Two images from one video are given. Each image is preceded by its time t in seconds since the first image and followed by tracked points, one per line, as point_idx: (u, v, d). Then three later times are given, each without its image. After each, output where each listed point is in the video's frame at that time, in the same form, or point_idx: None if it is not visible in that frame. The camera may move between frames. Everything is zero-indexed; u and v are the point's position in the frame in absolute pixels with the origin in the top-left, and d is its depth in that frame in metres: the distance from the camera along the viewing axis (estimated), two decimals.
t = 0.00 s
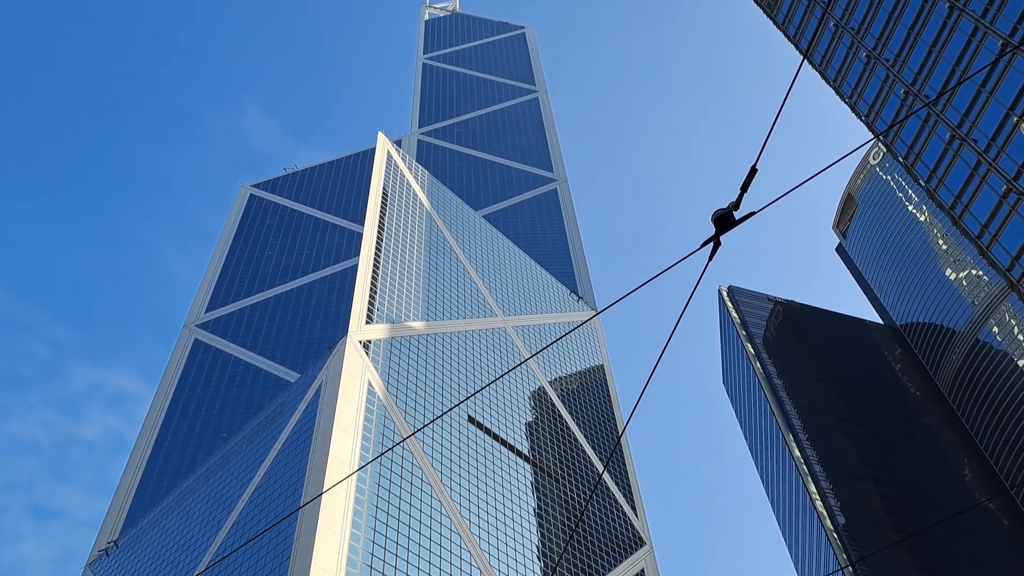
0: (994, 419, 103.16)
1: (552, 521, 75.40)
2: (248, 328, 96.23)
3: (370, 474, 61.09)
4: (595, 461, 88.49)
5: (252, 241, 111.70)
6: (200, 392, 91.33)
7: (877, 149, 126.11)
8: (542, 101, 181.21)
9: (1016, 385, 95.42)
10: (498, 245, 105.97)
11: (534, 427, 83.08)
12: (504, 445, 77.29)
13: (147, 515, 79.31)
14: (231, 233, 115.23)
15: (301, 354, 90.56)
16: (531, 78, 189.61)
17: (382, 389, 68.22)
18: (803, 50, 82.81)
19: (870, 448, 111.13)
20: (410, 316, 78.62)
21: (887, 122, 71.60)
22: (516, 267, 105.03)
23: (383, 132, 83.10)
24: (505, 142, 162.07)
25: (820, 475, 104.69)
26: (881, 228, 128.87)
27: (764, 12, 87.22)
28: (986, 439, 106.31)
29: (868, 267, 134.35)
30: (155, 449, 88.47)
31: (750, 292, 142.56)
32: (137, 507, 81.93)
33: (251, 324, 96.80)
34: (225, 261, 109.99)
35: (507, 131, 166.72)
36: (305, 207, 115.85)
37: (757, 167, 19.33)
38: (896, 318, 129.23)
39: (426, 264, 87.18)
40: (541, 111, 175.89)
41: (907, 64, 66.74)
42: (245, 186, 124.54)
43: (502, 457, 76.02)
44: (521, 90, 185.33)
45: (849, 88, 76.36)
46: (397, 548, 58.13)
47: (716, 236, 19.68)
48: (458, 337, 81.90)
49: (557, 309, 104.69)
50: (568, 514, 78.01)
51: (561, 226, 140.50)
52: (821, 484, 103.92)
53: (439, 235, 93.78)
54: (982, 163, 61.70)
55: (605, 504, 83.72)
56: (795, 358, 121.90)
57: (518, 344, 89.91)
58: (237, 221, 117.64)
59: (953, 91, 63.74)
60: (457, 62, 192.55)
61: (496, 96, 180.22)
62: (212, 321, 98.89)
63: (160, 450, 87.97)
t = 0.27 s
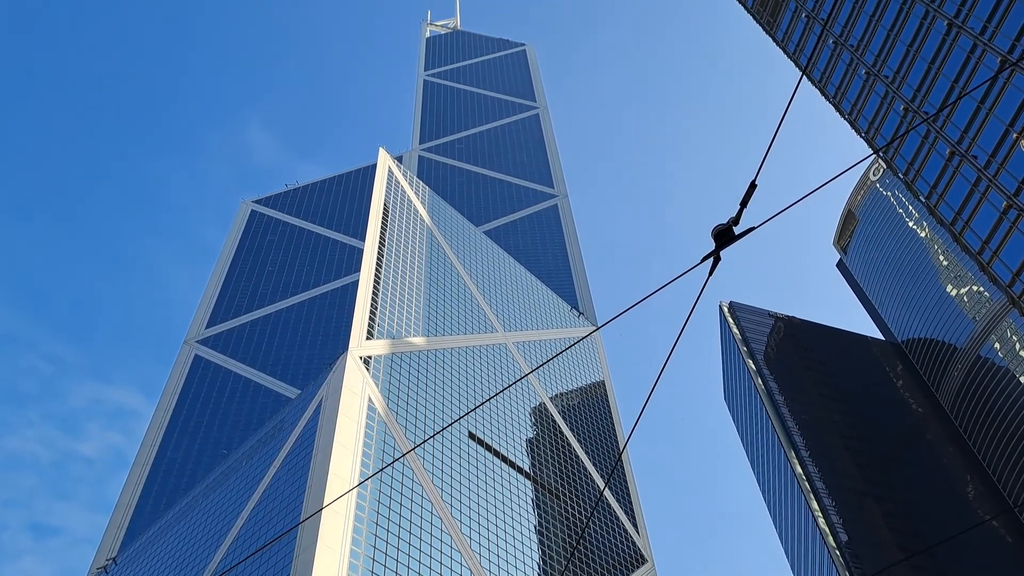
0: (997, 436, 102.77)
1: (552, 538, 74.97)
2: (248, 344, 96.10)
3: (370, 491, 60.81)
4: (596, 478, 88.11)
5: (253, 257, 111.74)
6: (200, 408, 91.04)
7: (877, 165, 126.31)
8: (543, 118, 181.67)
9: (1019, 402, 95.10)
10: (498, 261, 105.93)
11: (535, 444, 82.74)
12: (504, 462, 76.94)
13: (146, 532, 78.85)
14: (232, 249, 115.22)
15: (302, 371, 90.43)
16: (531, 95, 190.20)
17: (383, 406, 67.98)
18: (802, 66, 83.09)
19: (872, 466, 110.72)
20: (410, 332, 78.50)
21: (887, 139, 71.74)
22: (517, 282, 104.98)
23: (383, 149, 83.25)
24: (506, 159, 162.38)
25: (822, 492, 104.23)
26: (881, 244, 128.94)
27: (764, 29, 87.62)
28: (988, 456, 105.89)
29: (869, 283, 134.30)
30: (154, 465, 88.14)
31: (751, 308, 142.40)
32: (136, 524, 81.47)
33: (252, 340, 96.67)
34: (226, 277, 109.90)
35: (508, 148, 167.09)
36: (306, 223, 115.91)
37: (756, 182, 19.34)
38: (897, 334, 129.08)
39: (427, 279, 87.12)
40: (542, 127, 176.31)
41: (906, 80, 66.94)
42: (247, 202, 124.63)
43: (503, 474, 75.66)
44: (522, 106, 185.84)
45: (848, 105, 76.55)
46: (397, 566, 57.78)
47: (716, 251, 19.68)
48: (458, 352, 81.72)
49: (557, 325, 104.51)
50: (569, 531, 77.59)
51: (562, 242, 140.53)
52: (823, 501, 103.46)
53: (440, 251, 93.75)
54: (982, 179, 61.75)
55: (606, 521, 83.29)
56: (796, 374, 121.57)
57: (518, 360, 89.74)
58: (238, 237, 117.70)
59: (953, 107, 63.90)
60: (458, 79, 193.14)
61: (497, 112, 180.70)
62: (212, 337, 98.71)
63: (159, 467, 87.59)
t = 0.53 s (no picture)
0: (998, 445, 102.51)
1: (553, 546, 74.80)
2: (249, 351, 96.08)
3: (370, 499, 60.67)
4: (597, 486, 87.90)
5: (254, 264, 111.80)
6: (201, 416, 91.01)
7: (877, 173, 126.44)
8: (544, 126, 181.94)
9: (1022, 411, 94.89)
10: (499, 269, 105.91)
11: (536, 452, 82.60)
12: (505, 470, 76.79)
13: (146, 540, 78.76)
14: (233, 256, 115.31)
15: (301, 379, 90.34)
16: (532, 103, 190.51)
17: (383, 413, 67.90)
18: (803, 75, 83.24)
19: (874, 474, 110.45)
20: (411, 339, 78.48)
21: (887, 147, 71.82)
22: (518, 290, 104.95)
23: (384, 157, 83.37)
24: (507, 166, 162.57)
25: (823, 500, 104.04)
26: (882, 252, 129.00)
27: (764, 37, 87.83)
28: (989, 464, 105.72)
29: (869, 290, 134.28)
30: (154, 473, 88.04)
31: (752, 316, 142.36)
32: (136, 532, 81.38)
33: (252, 347, 96.66)
34: (227, 284, 109.96)
35: (509, 156, 167.27)
36: (307, 231, 116.02)
37: (757, 192, 19.31)
38: (898, 341, 129.01)
39: (427, 287, 87.12)
40: (543, 135, 176.59)
41: (907, 89, 67.05)
42: (248, 209, 124.80)
43: (503, 482, 75.50)
44: (523, 114, 186.13)
45: (849, 113, 76.65)
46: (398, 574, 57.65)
47: (717, 260, 19.70)
48: (459, 360, 81.66)
49: (558, 333, 104.44)
50: (570, 540, 77.37)
51: (563, 250, 140.59)
52: (824, 509, 103.24)
53: (441, 258, 93.76)
54: (982, 187, 61.78)
55: (607, 529, 83.11)
56: (797, 382, 121.41)
57: (519, 368, 89.67)
58: (239, 244, 117.77)
59: (953, 115, 63.99)
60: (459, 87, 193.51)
61: (498, 120, 180.99)
62: (213, 344, 98.71)
63: (160, 475, 87.52)
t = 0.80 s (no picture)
0: (999, 447, 102.55)
1: (553, 548, 74.82)
2: (249, 353, 96.09)
3: (370, 500, 60.71)
4: (597, 488, 87.89)
5: (254, 266, 111.81)
6: (201, 417, 91.01)
7: (878, 175, 126.44)
8: (545, 128, 181.98)
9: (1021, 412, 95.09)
10: (500, 270, 105.96)
11: (536, 453, 82.60)
12: (505, 471, 76.80)
13: (146, 541, 78.76)
14: (234, 257, 115.34)
15: (301, 380, 90.28)
16: (533, 105, 190.63)
17: (383, 415, 67.92)
18: (803, 77, 83.29)
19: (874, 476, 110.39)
20: (411, 341, 78.47)
21: (888, 149, 71.83)
22: (518, 292, 104.97)
23: (383, 158, 83.38)
24: (508, 168, 162.65)
25: (823, 503, 104.04)
26: (882, 254, 129.03)
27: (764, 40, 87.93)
28: (990, 466, 105.84)
29: (870, 292, 134.28)
30: (154, 474, 88.00)
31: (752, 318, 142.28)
32: (136, 533, 81.38)
33: (253, 349, 96.67)
34: (227, 285, 109.99)
35: (509, 158, 167.27)
36: (307, 232, 116.07)
37: (759, 194, 19.18)
38: (898, 344, 128.95)
39: (428, 289, 87.15)
40: (543, 137, 176.68)
41: (907, 91, 67.11)
42: (248, 210, 124.84)
43: (503, 484, 75.50)
44: (524, 116, 186.21)
45: (849, 115, 76.70)
46: None
47: (718, 263, 19.65)
48: (459, 362, 81.64)
49: (558, 334, 104.42)
50: (570, 542, 77.34)
51: (563, 252, 140.60)
52: (824, 511, 103.22)
53: (441, 260, 93.81)
54: (983, 189, 61.79)
55: (608, 530, 83.13)
56: (797, 384, 121.39)
57: (519, 369, 89.66)
58: (239, 246, 117.77)
59: (954, 118, 63.99)
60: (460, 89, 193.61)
61: (498, 122, 181.09)
62: (213, 346, 98.74)
63: (160, 476, 87.51)
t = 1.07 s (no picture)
0: (997, 437, 102.88)
1: (552, 537, 75.15)
2: (249, 342, 96.24)
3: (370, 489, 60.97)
4: (596, 478, 88.22)
5: (254, 255, 111.80)
6: (201, 406, 91.24)
7: (878, 165, 126.16)
8: (546, 117, 181.61)
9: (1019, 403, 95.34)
10: (499, 260, 105.96)
11: (535, 443, 82.84)
12: (504, 461, 77.06)
13: (146, 530, 79.11)
14: (233, 247, 115.31)
15: (301, 370, 90.51)
16: (534, 94, 190.15)
17: (383, 404, 68.09)
18: (805, 66, 82.97)
19: (872, 466, 110.71)
20: (411, 331, 78.55)
21: (889, 139, 71.66)
22: (518, 282, 105.02)
23: (383, 147, 83.21)
24: (508, 158, 162.44)
25: (822, 492, 104.42)
26: (882, 244, 128.95)
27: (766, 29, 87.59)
28: (988, 456, 106.17)
29: (869, 282, 134.25)
30: (155, 463, 88.27)
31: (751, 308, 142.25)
32: (136, 521, 81.73)
33: (253, 338, 96.80)
34: (227, 274, 110.02)
35: (509, 147, 166.98)
36: (307, 222, 116.03)
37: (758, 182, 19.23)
38: (898, 334, 129.02)
39: (427, 278, 87.17)
40: (544, 127, 176.36)
41: (908, 81, 66.91)
42: (248, 200, 124.73)
43: (503, 473, 75.75)
44: (525, 105, 185.79)
45: (850, 105, 76.48)
46: (398, 566, 58.03)
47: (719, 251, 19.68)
48: (458, 351, 81.73)
49: (557, 325, 104.49)
50: (569, 531, 77.65)
51: (563, 242, 140.59)
52: (822, 500, 103.62)
53: (441, 250, 93.79)
54: (983, 180, 61.69)
55: (606, 520, 83.48)
56: (796, 374, 121.59)
57: (519, 359, 89.80)
58: (239, 235, 117.73)
59: (955, 108, 63.81)
60: (460, 78, 193.07)
61: (499, 111, 180.71)
62: (213, 335, 98.87)
63: (160, 465, 87.80)
